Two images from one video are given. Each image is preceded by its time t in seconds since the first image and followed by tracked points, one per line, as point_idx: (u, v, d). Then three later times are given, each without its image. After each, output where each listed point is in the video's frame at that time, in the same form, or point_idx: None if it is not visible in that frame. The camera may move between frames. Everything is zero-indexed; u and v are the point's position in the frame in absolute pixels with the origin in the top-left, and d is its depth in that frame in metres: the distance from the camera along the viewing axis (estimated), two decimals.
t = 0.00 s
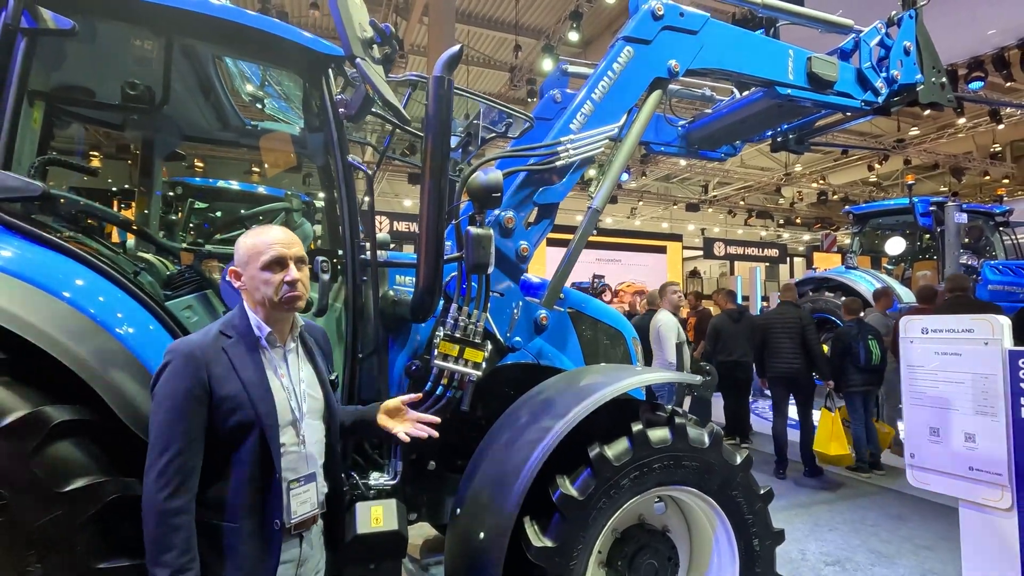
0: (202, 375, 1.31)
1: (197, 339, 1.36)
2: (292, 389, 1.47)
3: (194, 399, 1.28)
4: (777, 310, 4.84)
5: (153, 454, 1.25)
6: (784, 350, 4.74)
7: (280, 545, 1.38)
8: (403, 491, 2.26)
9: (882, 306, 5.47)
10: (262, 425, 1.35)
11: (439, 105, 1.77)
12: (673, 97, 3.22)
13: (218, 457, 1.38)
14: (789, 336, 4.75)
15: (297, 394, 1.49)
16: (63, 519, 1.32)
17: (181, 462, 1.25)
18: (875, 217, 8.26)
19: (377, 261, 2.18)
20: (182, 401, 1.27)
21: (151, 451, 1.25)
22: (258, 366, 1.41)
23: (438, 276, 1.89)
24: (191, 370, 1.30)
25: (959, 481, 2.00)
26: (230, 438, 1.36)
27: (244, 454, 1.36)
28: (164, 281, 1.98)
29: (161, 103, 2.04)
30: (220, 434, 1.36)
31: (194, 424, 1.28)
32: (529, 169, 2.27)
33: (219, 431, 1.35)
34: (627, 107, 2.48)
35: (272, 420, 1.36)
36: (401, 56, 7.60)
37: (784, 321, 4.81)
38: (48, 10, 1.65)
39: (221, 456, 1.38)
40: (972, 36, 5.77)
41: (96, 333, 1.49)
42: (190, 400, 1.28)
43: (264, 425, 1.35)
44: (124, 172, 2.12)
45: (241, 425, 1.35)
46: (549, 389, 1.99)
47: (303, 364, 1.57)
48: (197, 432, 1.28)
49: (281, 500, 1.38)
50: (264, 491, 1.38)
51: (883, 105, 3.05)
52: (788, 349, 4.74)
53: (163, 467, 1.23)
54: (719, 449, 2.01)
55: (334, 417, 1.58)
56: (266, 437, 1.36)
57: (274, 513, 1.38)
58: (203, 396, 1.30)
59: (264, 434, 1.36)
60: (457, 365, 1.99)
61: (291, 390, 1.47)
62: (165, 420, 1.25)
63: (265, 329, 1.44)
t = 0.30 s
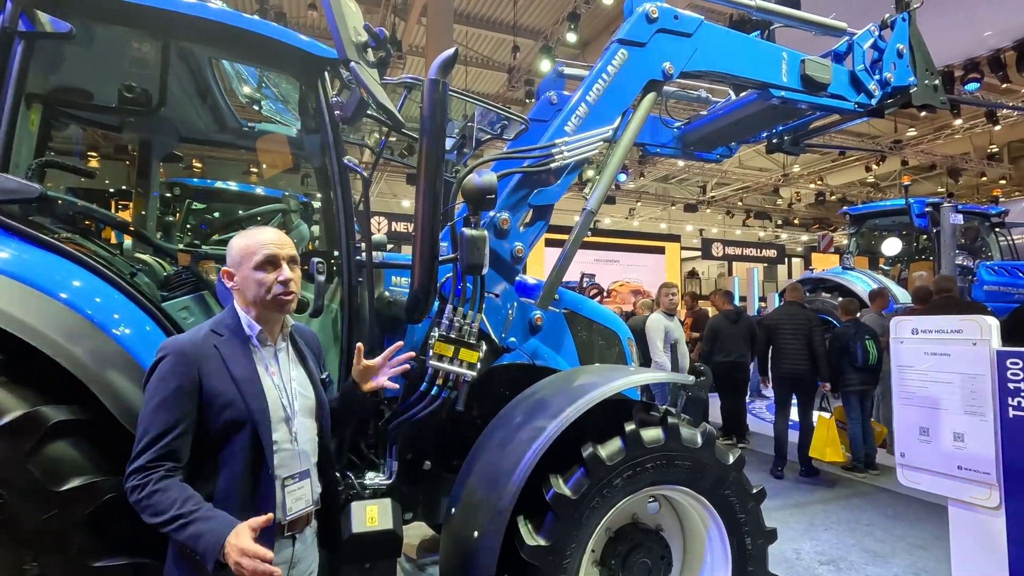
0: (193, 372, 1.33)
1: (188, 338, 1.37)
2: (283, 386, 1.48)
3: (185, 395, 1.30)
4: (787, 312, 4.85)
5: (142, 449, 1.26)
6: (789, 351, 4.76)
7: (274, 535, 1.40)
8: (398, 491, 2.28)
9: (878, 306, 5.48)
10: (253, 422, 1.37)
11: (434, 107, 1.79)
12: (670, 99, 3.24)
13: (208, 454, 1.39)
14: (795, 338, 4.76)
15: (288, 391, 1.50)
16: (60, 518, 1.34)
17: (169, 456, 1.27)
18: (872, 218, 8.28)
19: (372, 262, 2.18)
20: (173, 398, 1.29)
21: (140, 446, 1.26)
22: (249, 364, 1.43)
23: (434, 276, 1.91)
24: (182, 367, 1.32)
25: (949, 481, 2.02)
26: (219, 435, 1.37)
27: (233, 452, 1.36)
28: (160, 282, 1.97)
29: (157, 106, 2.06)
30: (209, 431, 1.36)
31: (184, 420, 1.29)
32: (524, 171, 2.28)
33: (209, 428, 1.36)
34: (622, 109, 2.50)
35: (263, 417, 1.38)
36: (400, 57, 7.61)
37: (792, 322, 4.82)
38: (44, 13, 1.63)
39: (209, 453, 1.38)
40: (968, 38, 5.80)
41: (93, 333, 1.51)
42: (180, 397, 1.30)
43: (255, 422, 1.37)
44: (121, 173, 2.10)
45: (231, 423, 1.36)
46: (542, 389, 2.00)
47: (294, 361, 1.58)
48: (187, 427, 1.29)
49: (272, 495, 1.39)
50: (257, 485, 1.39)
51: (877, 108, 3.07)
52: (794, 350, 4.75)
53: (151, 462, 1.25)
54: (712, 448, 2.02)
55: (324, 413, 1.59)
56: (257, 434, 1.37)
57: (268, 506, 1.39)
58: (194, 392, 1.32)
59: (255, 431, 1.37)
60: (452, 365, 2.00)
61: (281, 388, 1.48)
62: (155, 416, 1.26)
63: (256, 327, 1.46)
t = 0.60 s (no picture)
0: (176, 377, 1.33)
1: (169, 342, 1.37)
2: (272, 389, 1.49)
3: (170, 402, 1.30)
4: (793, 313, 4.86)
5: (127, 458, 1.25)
6: (793, 352, 4.77)
7: (269, 549, 1.40)
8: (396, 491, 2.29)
9: (876, 307, 5.50)
10: (242, 426, 1.37)
11: (431, 109, 1.80)
12: (667, 100, 3.24)
13: (196, 460, 1.38)
14: (800, 339, 4.77)
15: (276, 394, 1.51)
16: (59, 518, 1.35)
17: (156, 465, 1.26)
18: (870, 219, 8.29)
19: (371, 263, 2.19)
20: (157, 404, 1.28)
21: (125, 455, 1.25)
22: (234, 366, 1.43)
23: (431, 277, 1.91)
24: (164, 372, 1.31)
25: (942, 481, 2.03)
26: (207, 439, 1.37)
27: (223, 457, 1.37)
28: (159, 283, 1.98)
29: (156, 108, 2.03)
30: (196, 437, 1.36)
31: (170, 426, 1.29)
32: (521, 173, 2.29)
33: (195, 434, 1.36)
34: (618, 111, 2.51)
35: (251, 420, 1.38)
36: (399, 58, 7.61)
37: (796, 323, 4.84)
38: (45, 16, 1.69)
39: (197, 459, 1.38)
40: (965, 40, 5.81)
41: (91, 334, 1.52)
42: (166, 403, 1.29)
43: (244, 426, 1.37)
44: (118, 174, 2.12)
45: (219, 427, 1.36)
46: (539, 390, 2.01)
47: (280, 361, 1.60)
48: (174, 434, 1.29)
49: (266, 503, 1.40)
50: (248, 496, 1.39)
51: (873, 109, 3.08)
52: (798, 350, 4.76)
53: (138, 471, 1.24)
54: (707, 449, 2.04)
55: (315, 416, 1.61)
56: (246, 438, 1.38)
57: (262, 516, 1.40)
58: (179, 398, 1.32)
59: (244, 435, 1.38)
60: (449, 366, 2.01)
61: (269, 390, 1.49)
62: (140, 424, 1.25)
63: (241, 328, 1.47)
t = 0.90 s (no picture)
0: (169, 381, 1.32)
1: (159, 345, 1.36)
2: (265, 394, 1.50)
3: (163, 407, 1.28)
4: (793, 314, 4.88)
5: (121, 466, 1.23)
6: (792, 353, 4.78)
7: (264, 556, 1.39)
8: (394, 491, 2.29)
9: (874, 307, 5.51)
10: (236, 430, 1.37)
11: (430, 110, 1.80)
12: (665, 101, 3.24)
13: (189, 465, 1.37)
14: (800, 340, 4.79)
15: (269, 398, 1.51)
16: (57, 518, 1.35)
17: (151, 472, 1.24)
18: (868, 220, 8.31)
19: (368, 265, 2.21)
20: (150, 409, 1.26)
21: (117, 463, 1.23)
22: (225, 369, 1.42)
23: (429, 278, 1.92)
24: (157, 377, 1.30)
25: (939, 480, 2.04)
26: (201, 444, 1.36)
27: (218, 464, 1.36)
28: (157, 284, 1.98)
29: (154, 109, 2.05)
30: (189, 442, 1.35)
31: (164, 432, 1.27)
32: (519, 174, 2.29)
33: (189, 439, 1.35)
34: (616, 112, 2.51)
35: (246, 425, 1.38)
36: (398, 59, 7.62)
37: (795, 324, 4.85)
38: (42, 17, 1.69)
39: (192, 464, 1.37)
40: (963, 41, 5.83)
41: (89, 334, 1.52)
42: (159, 407, 1.28)
43: (239, 430, 1.37)
44: (116, 175, 2.11)
45: (213, 432, 1.35)
46: (537, 390, 2.01)
47: (272, 363, 1.61)
48: (168, 440, 1.28)
49: (262, 510, 1.40)
50: (244, 502, 1.39)
51: (871, 110, 3.09)
52: (797, 351, 4.78)
53: (133, 478, 1.22)
54: (705, 449, 2.04)
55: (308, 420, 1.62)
56: (241, 442, 1.37)
57: (257, 524, 1.39)
58: (172, 403, 1.30)
59: (239, 439, 1.37)
60: (447, 367, 2.01)
61: (262, 394, 1.49)
62: (133, 430, 1.24)
63: (233, 331, 1.47)
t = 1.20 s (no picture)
0: (167, 383, 1.31)
1: (156, 346, 1.35)
2: (264, 396, 1.50)
3: (160, 409, 1.28)
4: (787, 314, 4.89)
5: (119, 469, 1.23)
6: (788, 352, 4.79)
7: (262, 558, 1.40)
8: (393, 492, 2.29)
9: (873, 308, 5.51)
10: (235, 432, 1.36)
11: (428, 110, 1.79)
12: (664, 102, 3.24)
13: (187, 468, 1.37)
14: (793, 341, 4.81)
15: (268, 400, 1.51)
16: (54, 519, 1.34)
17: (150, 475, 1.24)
18: (867, 220, 8.31)
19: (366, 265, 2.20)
20: (148, 411, 1.26)
21: (114, 466, 1.23)
22: (223, 371, 1.42)
23: (428, 279, 1.92)
24: (154, 378, 1.29)
25: (938, 480, 2.04)
26: (199, 447, 1.35)
27: (217, 467, 1.35)
28: (156, 284, 1.97)
29: (152, 110, 2.05)
30: (188, 444, 1.35)
31: (161, 434, 1.27)
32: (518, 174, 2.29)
33: (187, 441, 1.35)
34: (615, 113, 2.51)
35: (245, 427, 1.37)
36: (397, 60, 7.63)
37: (790, 325, 4.87)
38: (41, 17, 1.69)
39: (190, 467, 1.36)
40: (962, 41, 5.83)
41: (87, 334, 1.52)
42: (156, 410, 1.27)
43: (237, 433, 1.36)
44: (116, 175, 2.12)
45: (211, 434, 1.35)
46: (536, 391, 2.01)
47: (270, 365, 1.61)
48: (165, 442, 1.27)
49: (262, 512, 1.40)
50: (243, 503, 1.39)
51: (870, 110, 3.09)
52: (791, 351, 4.79)
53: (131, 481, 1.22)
54: (705, 450, 2.04)
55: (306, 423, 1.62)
56: (239, 445, 1.37)
57: (256, 525, 1.39)
58: (170, 405, 1.30)
59: (237, 442, 1.36)
60: (446, 367, 2.01)
61: (260, 396, 1.49)
62: (131, 432, 1.23)
63: (231, 332, 1.47)
